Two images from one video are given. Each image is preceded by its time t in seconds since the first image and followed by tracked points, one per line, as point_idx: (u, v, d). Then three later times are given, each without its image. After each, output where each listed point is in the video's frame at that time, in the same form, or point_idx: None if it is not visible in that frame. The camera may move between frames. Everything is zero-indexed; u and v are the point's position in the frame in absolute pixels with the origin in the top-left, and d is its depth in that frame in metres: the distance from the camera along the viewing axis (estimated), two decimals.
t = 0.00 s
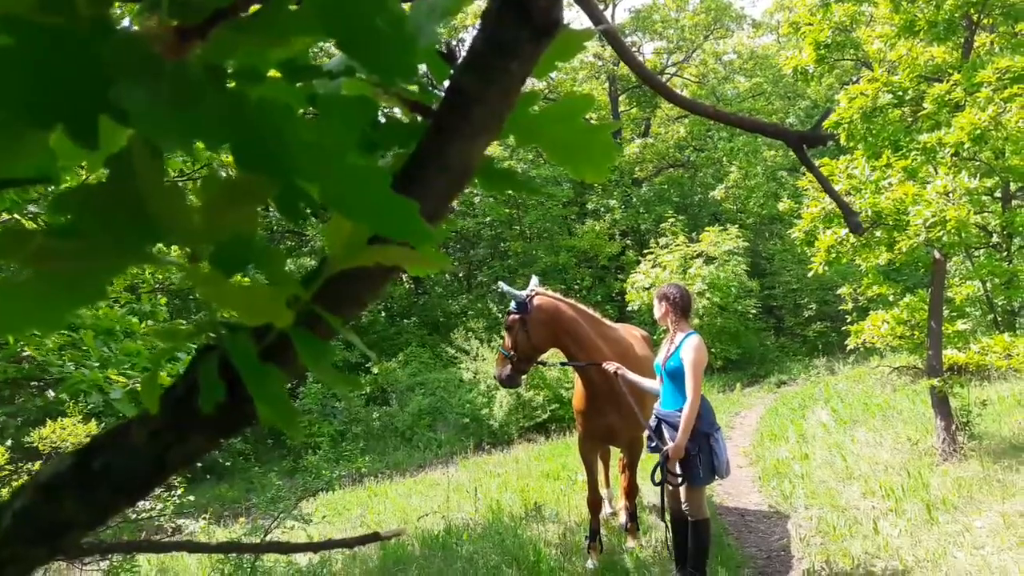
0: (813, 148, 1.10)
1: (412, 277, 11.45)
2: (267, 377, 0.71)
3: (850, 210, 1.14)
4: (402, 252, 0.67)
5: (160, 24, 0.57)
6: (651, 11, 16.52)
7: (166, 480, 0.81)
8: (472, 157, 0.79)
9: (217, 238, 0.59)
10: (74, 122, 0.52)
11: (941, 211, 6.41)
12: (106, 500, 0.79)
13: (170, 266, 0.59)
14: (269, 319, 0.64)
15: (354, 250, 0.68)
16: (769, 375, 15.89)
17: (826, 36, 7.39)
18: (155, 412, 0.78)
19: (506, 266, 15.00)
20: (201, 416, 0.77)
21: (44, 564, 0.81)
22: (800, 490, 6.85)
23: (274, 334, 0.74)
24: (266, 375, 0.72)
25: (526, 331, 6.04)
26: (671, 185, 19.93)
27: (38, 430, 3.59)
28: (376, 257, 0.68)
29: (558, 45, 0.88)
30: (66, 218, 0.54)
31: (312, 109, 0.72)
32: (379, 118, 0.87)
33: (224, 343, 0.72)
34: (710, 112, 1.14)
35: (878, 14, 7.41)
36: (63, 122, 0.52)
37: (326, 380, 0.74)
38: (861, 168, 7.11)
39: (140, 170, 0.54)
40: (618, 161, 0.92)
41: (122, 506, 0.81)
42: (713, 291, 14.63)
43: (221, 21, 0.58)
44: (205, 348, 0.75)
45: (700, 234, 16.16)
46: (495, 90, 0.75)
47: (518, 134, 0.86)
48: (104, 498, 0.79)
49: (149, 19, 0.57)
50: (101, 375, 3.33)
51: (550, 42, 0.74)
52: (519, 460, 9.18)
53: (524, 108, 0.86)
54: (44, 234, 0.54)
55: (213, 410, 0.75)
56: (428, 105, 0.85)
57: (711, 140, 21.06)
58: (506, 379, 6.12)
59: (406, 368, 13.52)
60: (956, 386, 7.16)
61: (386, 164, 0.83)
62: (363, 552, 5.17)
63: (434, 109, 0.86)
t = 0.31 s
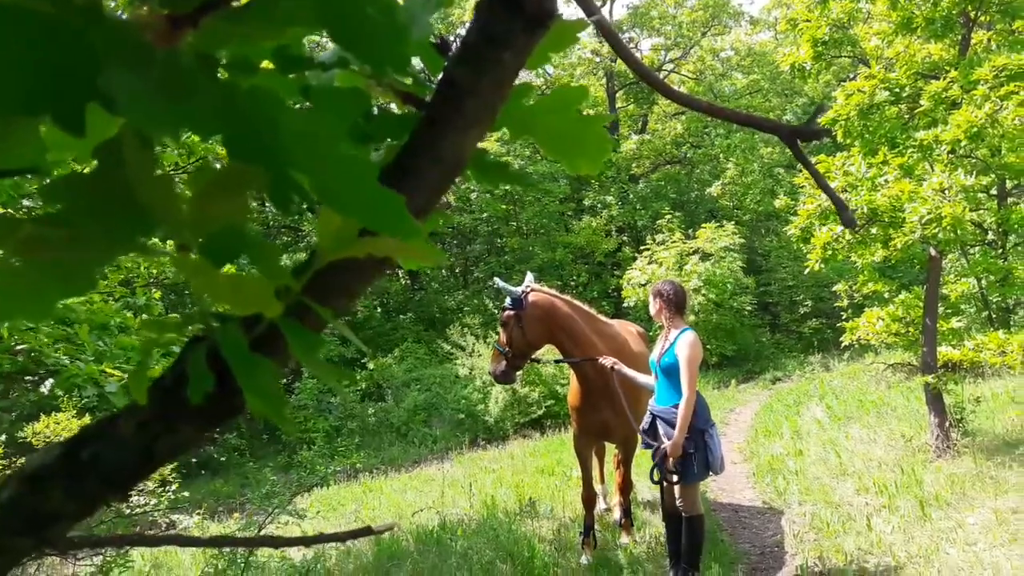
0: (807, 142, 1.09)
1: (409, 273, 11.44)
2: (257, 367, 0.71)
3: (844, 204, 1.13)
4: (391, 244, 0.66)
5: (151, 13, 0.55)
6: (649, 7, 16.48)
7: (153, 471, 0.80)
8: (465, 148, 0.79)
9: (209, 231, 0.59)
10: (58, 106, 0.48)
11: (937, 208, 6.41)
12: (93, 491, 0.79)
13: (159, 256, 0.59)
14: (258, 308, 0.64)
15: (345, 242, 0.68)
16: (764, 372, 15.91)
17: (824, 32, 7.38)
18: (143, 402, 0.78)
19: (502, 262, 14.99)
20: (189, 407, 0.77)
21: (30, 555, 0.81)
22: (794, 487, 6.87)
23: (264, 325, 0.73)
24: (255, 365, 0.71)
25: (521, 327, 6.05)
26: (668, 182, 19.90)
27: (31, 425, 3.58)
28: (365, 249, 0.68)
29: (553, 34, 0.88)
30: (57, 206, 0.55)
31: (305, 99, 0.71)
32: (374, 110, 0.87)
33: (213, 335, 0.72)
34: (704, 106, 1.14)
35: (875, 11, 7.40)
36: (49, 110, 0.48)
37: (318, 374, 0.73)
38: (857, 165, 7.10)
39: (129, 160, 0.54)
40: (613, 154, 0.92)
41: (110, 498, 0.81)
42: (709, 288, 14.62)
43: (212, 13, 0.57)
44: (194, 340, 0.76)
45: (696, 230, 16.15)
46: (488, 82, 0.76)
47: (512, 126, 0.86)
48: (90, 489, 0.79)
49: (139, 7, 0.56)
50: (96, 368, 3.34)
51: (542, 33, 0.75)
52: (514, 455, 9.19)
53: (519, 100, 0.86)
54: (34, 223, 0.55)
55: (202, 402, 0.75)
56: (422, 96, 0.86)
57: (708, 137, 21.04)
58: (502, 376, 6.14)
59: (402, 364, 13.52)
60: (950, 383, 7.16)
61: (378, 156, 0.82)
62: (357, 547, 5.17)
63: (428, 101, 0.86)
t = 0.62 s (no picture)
0: (783, 138, 1.08)
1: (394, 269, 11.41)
2: (220, 354, 0.71)
3: (818, 198, 1.13)
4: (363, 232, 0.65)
5: None
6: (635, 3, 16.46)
7: (117, 462, 0.78)
8: (439, 134, 0.77)
9: (173, 216, 0.57)
10: (24, 95, 0.51)
11: (919, 207, 6.40)
12: (54, 480, 0.77)
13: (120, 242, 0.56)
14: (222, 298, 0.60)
15: (315, 230, 0.66)
16: (748, 368, 15.97)
17: (810, 30, 7.37)
18: (107, 392, 0.76)
19: (488, 258, 14.96)
20: (155, 397, 0.75)
21: None
22: (776, 482, 6.92)
23: (231, 312, 0.73)
24: (219, 354, 0.71)
25: (505, 323, 6.04)
26: (654, 178, 19.90)
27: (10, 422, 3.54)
28: (333, 237, 0.66)
29: (531, 23, 0.88)
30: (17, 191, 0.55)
31: (277, 86, 0.70)
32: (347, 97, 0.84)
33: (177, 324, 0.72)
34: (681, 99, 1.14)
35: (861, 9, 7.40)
36: (11, 96, 0.51)
37: (284, 362, 0.73)
38: (842, 163, 7.08)
39: (91, 142, 0.54)
40: (589, 146, 0.91)
41: (72, 487, 0.79)
42: (694, 285, 14.64)
43: None
44: (159, 329, 0.75)
45: (682, 227, 16.17)
46: (463, 69, 0.75)
47: (486, 115, 0.86)
48: (52, 478, 0.77)
49: None
50: (78, 361, 3.36)
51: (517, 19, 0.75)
52: (499, 451, 9.20)
53: (492, 88, 0.85)
54: None
55: (167, 389, 0.73)
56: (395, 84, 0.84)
57: (694, 134, 21.04)
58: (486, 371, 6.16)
59: (387, 359, 13.48)
60: (930, 380, 7.20)
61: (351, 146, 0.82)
62: (340, 543, 5.15)
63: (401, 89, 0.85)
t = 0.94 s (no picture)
0: (749, 129, 1.09)
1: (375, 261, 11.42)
2: (177, 339, 0.71)
3: (785, 187, 1.14)
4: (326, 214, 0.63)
5: None
6: None
7: (73, 447, 0.78)
8: (405, 119, 0.77)
9: (127, 199, 0.59)
10: None
11: (900, 203, 6.43)
12: (9, 463, 0.78)
13: (75, 223, 0.58)
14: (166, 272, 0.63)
15: (273, 214, 0.65)
16: (729, 362, 16.04)
17: (793, 27, 7.40)
18: (62, 376, 0.76)
19: (473, 252, 14.93)
20: (110, 381, 0.75)
21: None
22: (756, 474, 6.97)
23: (188, 296, 0.72)
24: (176, 340, 0.71)
25: (487, 316, 6.04)
26: (639, 173, 19.93)
27: None
28: (295, 222, 0.65)
29: (497, 10, 0.90)
30: None
31: (240, 72, 0.70)
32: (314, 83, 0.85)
33: (134, 306, 0.70)
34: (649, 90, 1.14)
35: (843, 5, 7.43)
36: None
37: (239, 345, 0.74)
38: (823, 159, 7.13)
39: (38, 124, 0.52)
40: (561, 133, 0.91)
41: (26, 471, 0.79)
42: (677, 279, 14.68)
43: None
44: (115, 312, 0.74)
45: (666, 222, 16.20)
46: (426, 52, 0.75)
47: (457, 104, 0.86)
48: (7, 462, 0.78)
49: None
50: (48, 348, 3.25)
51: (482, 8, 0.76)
52: (481, 444, 9.21)
53: (460, 77, 0.86)
54: None
55: (121, 373, 0.73)
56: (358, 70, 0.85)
57: (680, 129, 21.08)
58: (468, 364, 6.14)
59: (370, 352, 13.44)
60: (909, 374, 7.26)
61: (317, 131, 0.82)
62: (321, 534, 5.15)
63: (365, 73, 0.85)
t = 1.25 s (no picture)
0: (718, 119, 1.08)
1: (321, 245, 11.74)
2: (132, 319, 0.70)
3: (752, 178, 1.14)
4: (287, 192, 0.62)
5: None
6: None
7: (26, 427, 0.78)
8: (365, 99, 0.76)
9: (79, 173, 0.57)
10: None
11: (878, 198, 6.48)
12: None
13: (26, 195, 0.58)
14: (126, 253, 0.60)
15: (236, 194, 0.64)
16: (708, 356, 16.14)
17: (774, 22, 7.44)
18: (13, 356, 0.75)
19: (454, 244, 14.89)
20: (63, 361, 0.74)
21: None
22: (732, 467, 7.04)
23: (144, 277, 0.71)
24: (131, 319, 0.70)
25: (467, 307, 5.97)
26: (620, 166, 19.95)
27: None
28: (254, 201, 0.65)
29: None
30: None
31: (203, 50, 0.68)
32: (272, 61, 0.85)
33: (85, 287, 0.68)
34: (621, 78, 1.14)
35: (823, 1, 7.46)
36: None
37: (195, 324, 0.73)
38: (802, 154, 7.17)
39: None
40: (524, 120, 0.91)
41: None
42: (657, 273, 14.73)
43: None
44: (66, 293, 0.71)
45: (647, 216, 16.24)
46: (385, 30, 0.75)
47: (427, 90, 0.87)
48: None
49: None
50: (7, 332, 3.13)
51: None
52: (460, 436, 9.21)
53: (424, 61, 0.86)
54: None
55: (74, 351, 0.72)
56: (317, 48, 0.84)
57: (662, 123, 21.13)
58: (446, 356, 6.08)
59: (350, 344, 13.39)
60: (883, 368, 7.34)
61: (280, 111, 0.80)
62: (298, 526, 5.13)
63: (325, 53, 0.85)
